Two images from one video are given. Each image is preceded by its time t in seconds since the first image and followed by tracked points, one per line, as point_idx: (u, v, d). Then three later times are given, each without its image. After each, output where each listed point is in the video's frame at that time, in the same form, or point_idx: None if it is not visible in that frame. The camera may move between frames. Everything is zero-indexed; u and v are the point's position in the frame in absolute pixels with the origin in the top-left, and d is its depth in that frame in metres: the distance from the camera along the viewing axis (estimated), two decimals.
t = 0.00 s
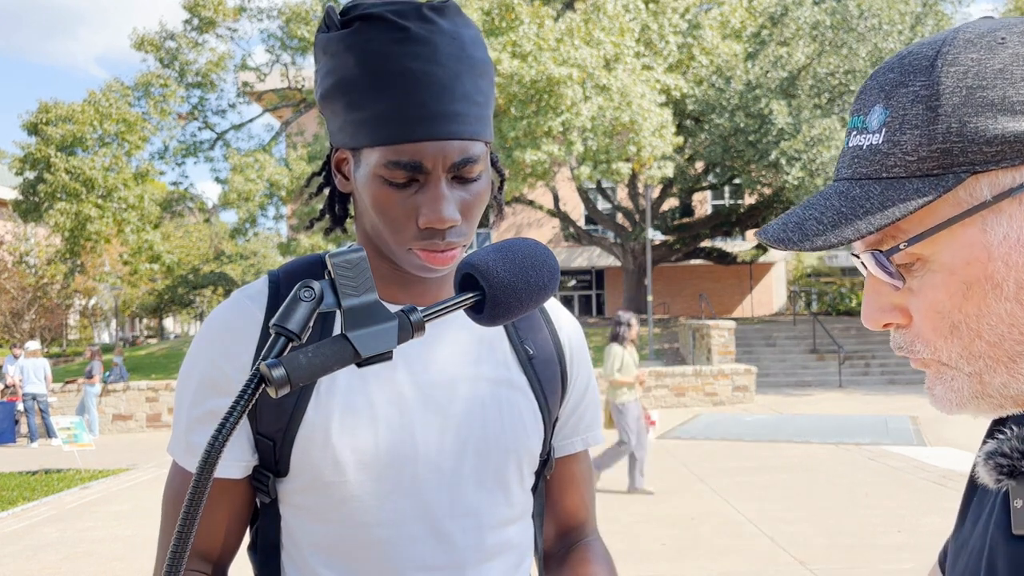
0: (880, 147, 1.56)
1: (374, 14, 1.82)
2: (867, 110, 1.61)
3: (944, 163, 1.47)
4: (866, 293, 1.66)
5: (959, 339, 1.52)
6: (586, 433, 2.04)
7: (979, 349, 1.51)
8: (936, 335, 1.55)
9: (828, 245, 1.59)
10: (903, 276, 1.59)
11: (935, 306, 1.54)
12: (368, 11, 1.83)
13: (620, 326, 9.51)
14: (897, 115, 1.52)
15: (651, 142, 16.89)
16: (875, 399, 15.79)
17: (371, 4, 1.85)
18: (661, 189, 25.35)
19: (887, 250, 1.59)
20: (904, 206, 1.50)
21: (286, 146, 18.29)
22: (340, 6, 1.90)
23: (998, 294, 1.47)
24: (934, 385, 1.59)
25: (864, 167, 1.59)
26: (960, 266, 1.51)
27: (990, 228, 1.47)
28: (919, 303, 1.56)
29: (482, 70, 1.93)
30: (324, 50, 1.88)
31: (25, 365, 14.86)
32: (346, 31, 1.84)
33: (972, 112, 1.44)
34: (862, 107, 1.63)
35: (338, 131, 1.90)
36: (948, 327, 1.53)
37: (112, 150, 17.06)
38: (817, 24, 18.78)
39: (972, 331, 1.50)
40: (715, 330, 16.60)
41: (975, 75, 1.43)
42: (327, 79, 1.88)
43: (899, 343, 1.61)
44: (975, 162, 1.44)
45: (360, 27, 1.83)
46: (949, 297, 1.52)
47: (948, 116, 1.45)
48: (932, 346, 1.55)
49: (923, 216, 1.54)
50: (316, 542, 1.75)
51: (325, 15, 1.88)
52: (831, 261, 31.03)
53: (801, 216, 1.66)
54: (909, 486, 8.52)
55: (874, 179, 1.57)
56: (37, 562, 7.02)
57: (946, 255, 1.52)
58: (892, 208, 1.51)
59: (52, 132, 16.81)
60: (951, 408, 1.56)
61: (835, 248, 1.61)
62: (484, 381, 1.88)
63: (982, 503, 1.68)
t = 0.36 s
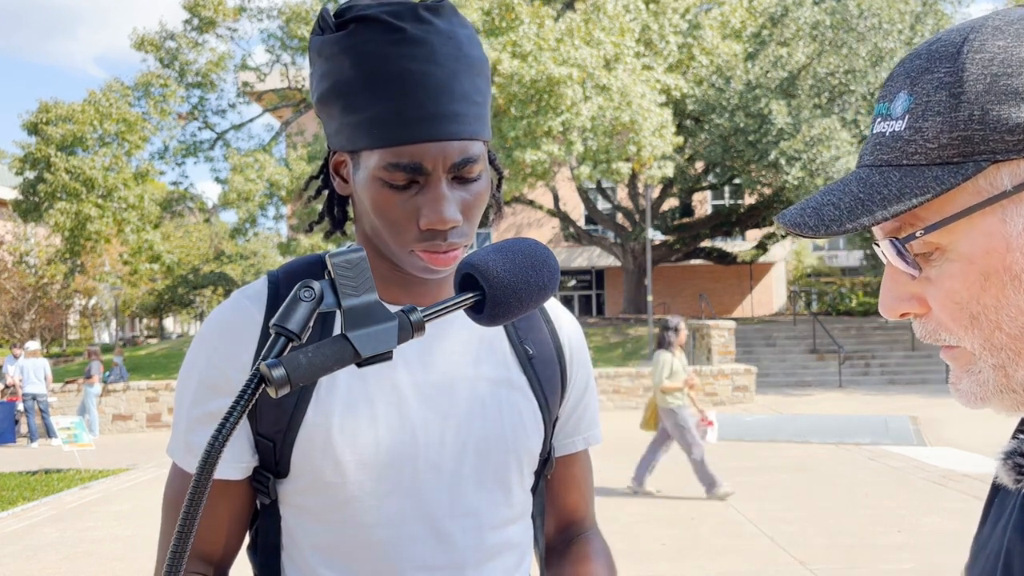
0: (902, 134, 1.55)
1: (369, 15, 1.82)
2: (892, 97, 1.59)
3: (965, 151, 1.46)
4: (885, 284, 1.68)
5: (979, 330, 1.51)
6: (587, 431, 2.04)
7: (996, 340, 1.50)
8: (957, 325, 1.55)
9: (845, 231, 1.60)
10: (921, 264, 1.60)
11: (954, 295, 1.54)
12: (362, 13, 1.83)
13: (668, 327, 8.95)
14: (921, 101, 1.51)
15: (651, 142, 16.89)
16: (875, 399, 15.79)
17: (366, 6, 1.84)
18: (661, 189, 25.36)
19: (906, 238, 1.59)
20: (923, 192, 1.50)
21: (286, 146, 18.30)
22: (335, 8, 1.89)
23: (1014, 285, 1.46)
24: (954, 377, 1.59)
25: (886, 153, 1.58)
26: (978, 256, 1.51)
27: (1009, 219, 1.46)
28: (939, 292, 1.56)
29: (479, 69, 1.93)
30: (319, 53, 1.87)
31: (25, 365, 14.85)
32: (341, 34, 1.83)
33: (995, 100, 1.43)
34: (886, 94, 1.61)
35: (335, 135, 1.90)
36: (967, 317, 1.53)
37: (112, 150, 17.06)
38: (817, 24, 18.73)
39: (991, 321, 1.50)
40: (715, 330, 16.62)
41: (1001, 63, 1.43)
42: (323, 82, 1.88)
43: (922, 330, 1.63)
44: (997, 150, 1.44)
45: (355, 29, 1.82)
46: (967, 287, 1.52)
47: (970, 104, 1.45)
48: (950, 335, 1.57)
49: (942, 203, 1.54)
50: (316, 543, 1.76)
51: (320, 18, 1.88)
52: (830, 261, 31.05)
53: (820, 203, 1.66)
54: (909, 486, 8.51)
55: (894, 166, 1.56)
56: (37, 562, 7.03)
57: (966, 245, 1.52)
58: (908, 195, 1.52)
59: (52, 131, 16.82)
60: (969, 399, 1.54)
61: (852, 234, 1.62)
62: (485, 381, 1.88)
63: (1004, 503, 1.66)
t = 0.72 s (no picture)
0: (912, 127, 1.56)
1: (371, 18, 1.81)
2: (903, 91, 1.60)
3: (974, 145, 1.47)
4: (891, 278, 1.67)
5: (979, 327, 1.53)
6: (587, 430, 2.04)
7: (998, 338, 1.51)
8: (961, 320, 1.56)
9: (851, 224, 1.62)
10: (928, 259, 1.60)
11: (960, 292, 1.54)
12: (364, 15, 1.82)
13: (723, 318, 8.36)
14: (931, 95, 1.52)
15: (651, 141, 16.90)
16: (876, 399, 15.78)
17: (368, 8, 1.83)
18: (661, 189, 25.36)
19: (912, 232, 1.60)
20: (932, 187, 1.51)
21: (286, 145, 18.31)
22: (335, 10, 1.89)
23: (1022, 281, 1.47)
24: (954, 373, 1.60)
25: (895, 148, 1.59)
26: (985, 252, 1.51)
27: (1017, 214, 1.47)
28: (943, 288, 1.57)
29: (480, 71, 1.92)
30: (320, 55, 1.87)
31: (25, 365, 14.84)
32: (342, 37, 1.83)
33: (1005, 93, 1.43)
34: (898, 87, 1.62)
35: (337, 138, 1.90)
36: (972, 314, 1.54)
37: (112, 150, 17.06)
38: (816, 24, 18.73)
39: (994, 320, 1.50)
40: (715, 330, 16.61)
41: (1011, 56, 1.44)
42: (324, 86, 1.87)
43: (924, 327, 1.64)
44: (1005, 144, 1.44)
45: (357, 32, 1.82)
46: (974, 283, 1.52)
47: (979, 97, 1.45)
48: (956, 330, 1.57)
49: (949, 198, 1.54)
50: (317, 543, 1.76)
51: (321, 18, 1.87)
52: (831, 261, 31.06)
53: (828, 198, 1.69)
54: (909, 486, 8.51)
55: (903, 160, 1.57)
56: (37, 562, 7.03)
57: (974, 239, 1.52)
58: (916, 190, 1.53)
59: (53, 131, 16.83)
60: (973, 398, 1.56)
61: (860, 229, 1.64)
62: (487, 381, 1.89)
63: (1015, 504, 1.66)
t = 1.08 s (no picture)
0: (936, 108, 1.55)
1: (375, 20, 1.83)
2: (933, 71, 1.58)
3: (995, 129, 1.47)
4: (907, 259, 1.72)
5: (988, 311, 1.57)
6: (586, 429, 2.07)
7: (1004, 325, 1.55)
8: (971, 302, 1.60)
9: (869, 200, 1.67)
10: (943, 242, 1.65)
11: (971, 276, 1.59)
12: (368, 16, 1.84)
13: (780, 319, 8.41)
14: (956, 77, 1.50)
15: (651, 142, 16.94)
16: (875, 399, 15.81)
17: (371, 10, 1.85)
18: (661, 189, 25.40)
19: (928, 212, 1.64)
20: (946, 170, 1.53)
21: (287, 146, 18.35)
22: (338, 11, 1.90)
23: None
24: (961, 355, 1.66)
25: (918, 128, 1.58)
26: (999, 236, 1.55)
27: None
28: (957, 271, 1.62)
29: (483, 73, 1.94)
30: (323, 56, 1.89)
31: (26, 365, 14.86)
32: (345, 38, 1.84)
33: None
34: (928, 68, 1.59)
35: (339, 139, 1.91)
36: (980, 297, 1.58)
37: (112, 150, 17.10)
38: (816, 24, 18.72)
39: (1001, 305, 1.54)
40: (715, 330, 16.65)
41: None
42: (326, 87, 1.89)
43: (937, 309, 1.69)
44: None
45: (360, 34, 1.83)
46: (986, 266, 1.56)
47: (1006, 80, 1.44)
48: (966, 311, 1.62)
49: (968, 179, 1.56)
50: (318, 542, 1.79)
51: (324, 20, 1.89)
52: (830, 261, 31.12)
53: (847, 172, 1.74)
54: (909, 486, 8.53)
55: (924, 140, 1.57)
56: (38, 562, 7.05)
57: (987, 224, 1.55)
58: (933, 171, 1.55)
59: (53, 132, 16.84)
60: (975, 379, 1.62)
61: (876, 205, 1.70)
62: (488, 381, 1.91)
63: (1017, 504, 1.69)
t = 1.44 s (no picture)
0: (992, 65, 1.57)
1: (373, 21, 1.85)
2: (1009, 29, 1.58)
3: None
4: (932, 212, 1.80)
5: (990, 273, 1.61)
6: (585, 428, 2.09)
7: (1002, 289, 1.60)
8: (975, 265, 1.66)
9: (896, 141, 1.77)
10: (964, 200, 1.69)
11: (979, 236, 1.63)
12: (366, 17, 1.85)
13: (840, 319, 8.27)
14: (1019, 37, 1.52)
15: (651, 142, 16.95)
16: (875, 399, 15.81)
17: (369, 10, 1.87)
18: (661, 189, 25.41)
19: (953, 163, 1.68)
20: (973, 125, 1.59)
21: (287, 146, 18.37)
22: (335, 13, 1.92)
23: None
24: (966, 319, 1.71)
25: (970, 82, 1.61)
26: (1008, 201, 1.59)
27: None
28: (969, 229, 1.66)
29: (481, 73, 1.96)
30: (321, 57, 1.90)
31: (26, 365, 14.87)
32: (343, 39, 1.86)
33: None
34: (1006, 26, 1.60)
35: (337, 140, 1.93)
36: (985, 258, 1.63)
37: (113, 151, 17.12)
38: (815, 24, 18.64)
39: (1003, 268, 1.59)
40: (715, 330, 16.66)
41: None
42: (325, 88, 1.91)
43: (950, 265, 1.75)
44: None
45: (357, 35, 1.85)
46: (990, 230, 1.61)
47: None
48: (971, 274, 1.68)
49: (994, 139, 1.61)
50: (318, 542, 1.80)
51: (322, 21, 1.90)
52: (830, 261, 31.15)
53: (890, 114, 1.83)
54: (909, 486, 8.54)
55: (969, 96, 1.60)
56: (38, 562, 7.06)
57: (1000, 191, 1.60)
58: (963, 124, 1.60)
59: (53, 132, 16.86)
60: (971, 336, 1.68)
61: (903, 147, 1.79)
62: (487, 381, 1.93)
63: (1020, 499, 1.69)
